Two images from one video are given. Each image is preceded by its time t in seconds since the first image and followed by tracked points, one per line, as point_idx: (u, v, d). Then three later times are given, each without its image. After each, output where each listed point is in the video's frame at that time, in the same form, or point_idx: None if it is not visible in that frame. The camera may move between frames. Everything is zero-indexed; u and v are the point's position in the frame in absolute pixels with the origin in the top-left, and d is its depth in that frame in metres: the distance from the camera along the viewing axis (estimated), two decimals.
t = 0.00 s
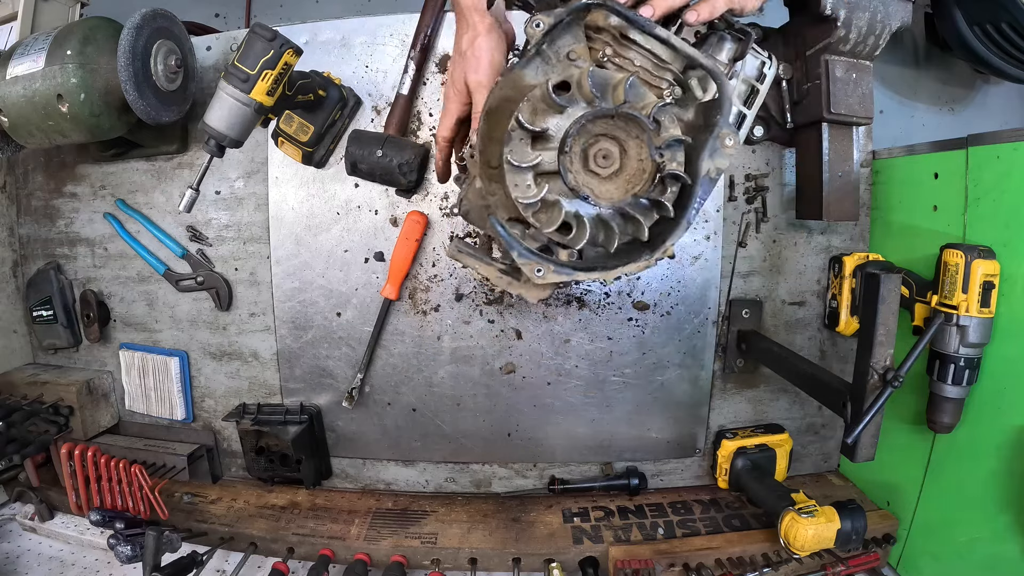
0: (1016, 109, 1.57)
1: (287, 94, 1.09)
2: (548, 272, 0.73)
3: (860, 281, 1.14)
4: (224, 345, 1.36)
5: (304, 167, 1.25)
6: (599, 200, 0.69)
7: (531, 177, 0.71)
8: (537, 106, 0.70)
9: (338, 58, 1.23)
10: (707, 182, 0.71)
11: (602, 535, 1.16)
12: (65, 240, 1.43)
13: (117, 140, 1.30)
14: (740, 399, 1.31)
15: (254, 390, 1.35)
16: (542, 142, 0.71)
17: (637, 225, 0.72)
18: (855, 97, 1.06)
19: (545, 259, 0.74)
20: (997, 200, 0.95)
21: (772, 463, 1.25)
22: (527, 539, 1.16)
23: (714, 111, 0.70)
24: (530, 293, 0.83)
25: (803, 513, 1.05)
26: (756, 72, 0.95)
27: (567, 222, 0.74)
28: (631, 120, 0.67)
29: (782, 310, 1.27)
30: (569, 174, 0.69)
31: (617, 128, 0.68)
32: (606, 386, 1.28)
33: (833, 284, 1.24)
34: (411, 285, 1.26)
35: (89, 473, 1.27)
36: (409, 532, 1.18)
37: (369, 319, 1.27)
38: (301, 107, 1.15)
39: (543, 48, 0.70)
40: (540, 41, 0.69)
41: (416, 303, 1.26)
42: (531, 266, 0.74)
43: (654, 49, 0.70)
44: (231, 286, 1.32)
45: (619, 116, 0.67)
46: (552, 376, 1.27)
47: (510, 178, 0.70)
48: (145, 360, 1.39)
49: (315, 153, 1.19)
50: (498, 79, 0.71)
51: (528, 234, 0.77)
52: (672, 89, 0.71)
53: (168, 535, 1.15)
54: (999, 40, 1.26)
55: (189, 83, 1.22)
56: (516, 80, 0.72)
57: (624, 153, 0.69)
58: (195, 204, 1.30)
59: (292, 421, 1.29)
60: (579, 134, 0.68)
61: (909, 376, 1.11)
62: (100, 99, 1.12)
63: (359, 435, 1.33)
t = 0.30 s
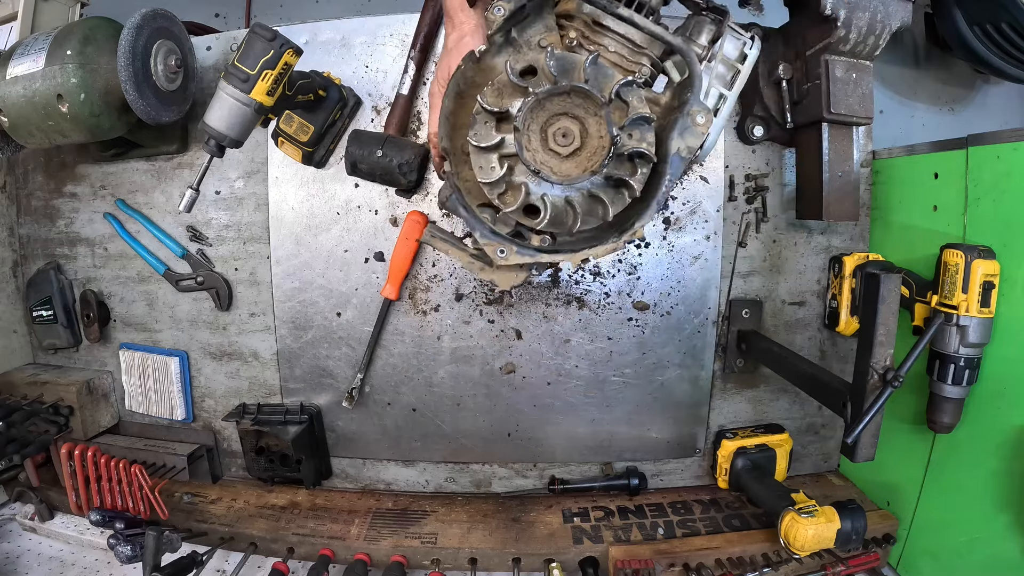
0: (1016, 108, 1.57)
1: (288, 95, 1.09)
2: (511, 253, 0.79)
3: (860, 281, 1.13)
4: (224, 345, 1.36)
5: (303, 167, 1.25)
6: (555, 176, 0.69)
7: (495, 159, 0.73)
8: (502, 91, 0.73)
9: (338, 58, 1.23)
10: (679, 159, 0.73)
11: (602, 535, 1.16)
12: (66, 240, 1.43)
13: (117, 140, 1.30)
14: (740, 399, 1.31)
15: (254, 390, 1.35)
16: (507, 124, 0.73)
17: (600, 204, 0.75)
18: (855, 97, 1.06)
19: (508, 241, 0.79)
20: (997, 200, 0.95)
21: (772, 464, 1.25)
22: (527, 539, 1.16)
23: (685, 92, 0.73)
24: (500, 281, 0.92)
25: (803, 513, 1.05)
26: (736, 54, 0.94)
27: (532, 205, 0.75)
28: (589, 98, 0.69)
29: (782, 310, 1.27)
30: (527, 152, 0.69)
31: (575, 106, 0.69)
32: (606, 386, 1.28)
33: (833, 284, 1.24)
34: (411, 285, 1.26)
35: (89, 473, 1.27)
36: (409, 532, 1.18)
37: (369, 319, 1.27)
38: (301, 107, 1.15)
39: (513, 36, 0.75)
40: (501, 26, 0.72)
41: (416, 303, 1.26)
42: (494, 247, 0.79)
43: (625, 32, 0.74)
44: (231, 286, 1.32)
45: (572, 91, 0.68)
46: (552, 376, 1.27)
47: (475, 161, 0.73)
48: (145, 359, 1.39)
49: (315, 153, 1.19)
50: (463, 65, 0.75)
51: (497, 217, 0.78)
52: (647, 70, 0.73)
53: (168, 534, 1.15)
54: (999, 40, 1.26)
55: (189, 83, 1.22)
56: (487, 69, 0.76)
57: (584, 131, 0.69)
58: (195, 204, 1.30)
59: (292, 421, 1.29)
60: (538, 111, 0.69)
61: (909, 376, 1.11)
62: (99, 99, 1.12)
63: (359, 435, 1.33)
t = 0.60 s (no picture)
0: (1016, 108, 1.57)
1: (288, 95, 1.09)
2: (537, 242, 0.81)
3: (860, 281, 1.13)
4: (224, 345, 1.36)
5: (304, 167, 1.25)
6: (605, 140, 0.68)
7: (509, 150, 0.74)
8: (509, 83, 0.74)
9: (338, 58, 1.23)
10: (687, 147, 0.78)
11: (602, 535, 1.16)
12: (66, 240, 1.43)
13: (117, 140, 1.30)
14: (740, 399, 1.31)
15: (254, 390, 1.35)
16: (517, 115, 0.74)
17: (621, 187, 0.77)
18: (855, 97, 1.06)
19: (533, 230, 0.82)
20: (997, 200, 0.95)
21: (772, 464, 1.25)
22: (527, 539, 1.16)
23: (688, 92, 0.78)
24: (525, 276, 0.92)
25: (803, 513, 1.05)
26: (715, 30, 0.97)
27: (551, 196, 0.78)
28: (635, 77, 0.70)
29: (782, 310, 1.27)
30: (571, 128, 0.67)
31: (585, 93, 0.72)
32: (606, 386, 1.28)
33: (833, 284, 1.24)
34: (411, 285, 1.26)
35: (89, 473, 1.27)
36: (409, 532, 1.18)
37: (369, 319, 1.27)
38: (300, 106, 1.15)
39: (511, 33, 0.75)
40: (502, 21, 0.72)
41: (416, 303, 1.26)
42: (520, 237, 0.82)
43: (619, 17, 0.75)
44: (231, 286, 1.32)
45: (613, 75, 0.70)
46: (552, 376, 1.27)
47: (490, 155, 0.74)
48: (145, 360, 1.39)
49: (315, 153, 1.19)
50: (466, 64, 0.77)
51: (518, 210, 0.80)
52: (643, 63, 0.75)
53: (168, 534, 1.15)
54: (999, 40, 1.26)
55: (189, 83, 1.22)
56: (490, 67, 0.77)
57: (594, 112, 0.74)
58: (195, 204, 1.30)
59: (292, 421, 1.29)
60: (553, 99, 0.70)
61: (909, 376, 1.11)
62: (100, 99, 1.12)
63: (358, 435, 1.33)
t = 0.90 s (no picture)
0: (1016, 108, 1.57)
1: (287, 94, 1.09)
2: (594, 320, 0.81)
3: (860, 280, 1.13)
4: (224, 344, 1.36)
5: (304, 167, 1.25)
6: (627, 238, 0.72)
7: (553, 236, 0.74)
8: (536, 166, 0.74)
9: (338, 58, 1.23)
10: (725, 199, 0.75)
11: (603, 535, 1.16)
12: (66, 240, 1.43)
13: (116, 140, 1.30)
14: (740, 399, 1.31)
15: (254, 390, 1.35)
16: (552, 200, 0.75)
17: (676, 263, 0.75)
18: (855, 97, 1.06)
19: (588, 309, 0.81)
20: (997, 200, 0.95)
21: (772, 463, 1.25)
22: (527, 539, 1.16)
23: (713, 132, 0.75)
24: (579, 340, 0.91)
25: (803, 513, 1.05)
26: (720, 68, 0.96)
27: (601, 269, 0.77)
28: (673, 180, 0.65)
29: (782, 310, 1.27)
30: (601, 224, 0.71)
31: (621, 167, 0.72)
32: (606, 386, 1.28)
33: (833, 284, 1.24)
34: (411, 286, 1.26)
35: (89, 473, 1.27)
36: (409, 532, 1.18)
37: (369, 319, 1.27)
38: (301, 107, 1.15)
39: (524, 103, 0.75)
40: (518, 101, 0.73)
41: (416, 303, 1.26)
42: (577, 319, 0.81)
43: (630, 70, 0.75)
44: (231, 286, 1.32)
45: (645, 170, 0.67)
46: (552, 376, 1.27)
47: (533, 243, 0.73)
48: (145, 360, 1.39)
49: (315, 153, 1.19)
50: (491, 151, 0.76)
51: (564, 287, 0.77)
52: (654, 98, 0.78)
53: (168, 534, 1.15)
54: (999, 40, 1.26)
55: (189, 83, 1.22)
56: (513, 146, 0.76)
57: (633, 189, 0.74)
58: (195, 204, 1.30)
59: (292, 421, 1.29)
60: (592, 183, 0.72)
61: (909, 376, 1.11)
62: (100, 100, 1.12)
63: (358, 435, 1.33)
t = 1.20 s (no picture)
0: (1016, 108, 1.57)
1: (287, 94, 1.09)
2: (627, 326, 0.82)
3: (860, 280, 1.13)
4: (224, 344, 1.36)
5: (303, 167, 1.25)
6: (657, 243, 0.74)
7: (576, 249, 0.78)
8: (555, 182, 0.77)
9: (338, 58, 1.23)
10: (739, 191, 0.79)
11: (602, 535, 1.16)
12: (66, 240, 1.43)
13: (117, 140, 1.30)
14: (740, 399, 1.31)
15: (254, 390, 1.35)
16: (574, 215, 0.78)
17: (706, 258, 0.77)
18: (855, 97, 1.05)
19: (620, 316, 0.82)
20: (998, 200, 0.95)
21: (772, 463, 1.25)
22: (527, 540, 1.16)
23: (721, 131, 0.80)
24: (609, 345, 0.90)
25: (803, 513, 1.05)
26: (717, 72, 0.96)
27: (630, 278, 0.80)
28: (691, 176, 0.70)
29: (782, 310, 1.27)
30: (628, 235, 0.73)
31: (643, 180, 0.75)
32: (606, 386, 1.28)
33: (833, 284, 1.24)
34: (411, 285, 1.26)
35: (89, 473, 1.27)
36: (409, 532, 1.18)
37: (369, 319, 1.27)
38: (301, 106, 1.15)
39: (536, 117, 0.80)
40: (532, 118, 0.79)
41: (417, 303, 1.26)
42: (610, 327, 0.82)
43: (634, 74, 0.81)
44: (231, 286, 1.32)
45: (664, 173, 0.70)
46: (552, 376, 1.27)
47: (560, 258, 0.77)
48: (145, 360, 1.39)
49: (315, 153, 1.19)
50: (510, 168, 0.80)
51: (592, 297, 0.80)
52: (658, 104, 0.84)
53: (168, 534, 1.15)
54: (999, 40, 1.25)
55: (189, 83, 1.22)
56: (529, 164, 0.80)
57: (654, 198, 0.76)
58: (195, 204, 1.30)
59: (292, 421, 1.29)
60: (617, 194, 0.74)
61: (909, 376, 1.11)
62: (99, 99, 1.12)
63: (358, 435, 1.33)
